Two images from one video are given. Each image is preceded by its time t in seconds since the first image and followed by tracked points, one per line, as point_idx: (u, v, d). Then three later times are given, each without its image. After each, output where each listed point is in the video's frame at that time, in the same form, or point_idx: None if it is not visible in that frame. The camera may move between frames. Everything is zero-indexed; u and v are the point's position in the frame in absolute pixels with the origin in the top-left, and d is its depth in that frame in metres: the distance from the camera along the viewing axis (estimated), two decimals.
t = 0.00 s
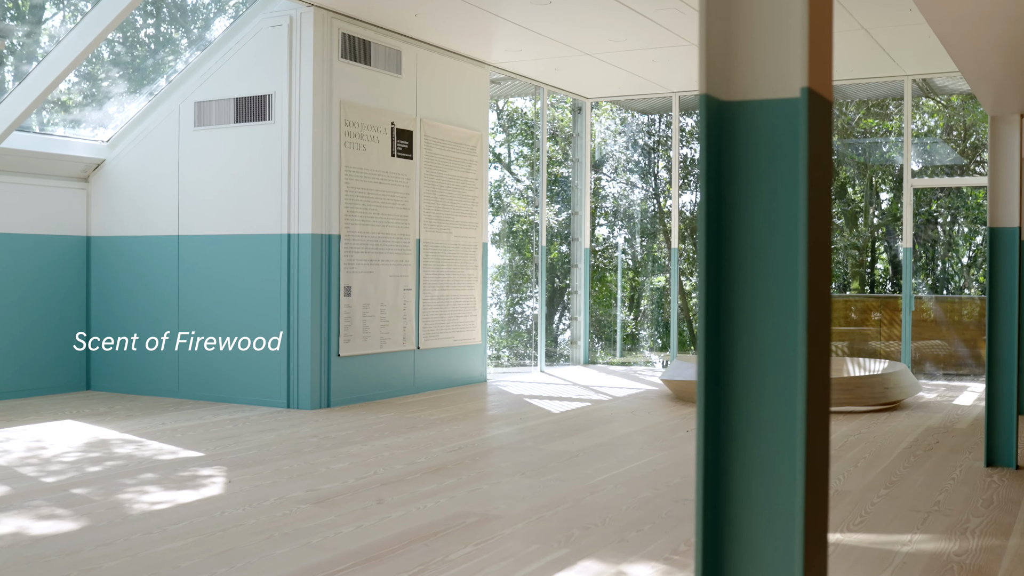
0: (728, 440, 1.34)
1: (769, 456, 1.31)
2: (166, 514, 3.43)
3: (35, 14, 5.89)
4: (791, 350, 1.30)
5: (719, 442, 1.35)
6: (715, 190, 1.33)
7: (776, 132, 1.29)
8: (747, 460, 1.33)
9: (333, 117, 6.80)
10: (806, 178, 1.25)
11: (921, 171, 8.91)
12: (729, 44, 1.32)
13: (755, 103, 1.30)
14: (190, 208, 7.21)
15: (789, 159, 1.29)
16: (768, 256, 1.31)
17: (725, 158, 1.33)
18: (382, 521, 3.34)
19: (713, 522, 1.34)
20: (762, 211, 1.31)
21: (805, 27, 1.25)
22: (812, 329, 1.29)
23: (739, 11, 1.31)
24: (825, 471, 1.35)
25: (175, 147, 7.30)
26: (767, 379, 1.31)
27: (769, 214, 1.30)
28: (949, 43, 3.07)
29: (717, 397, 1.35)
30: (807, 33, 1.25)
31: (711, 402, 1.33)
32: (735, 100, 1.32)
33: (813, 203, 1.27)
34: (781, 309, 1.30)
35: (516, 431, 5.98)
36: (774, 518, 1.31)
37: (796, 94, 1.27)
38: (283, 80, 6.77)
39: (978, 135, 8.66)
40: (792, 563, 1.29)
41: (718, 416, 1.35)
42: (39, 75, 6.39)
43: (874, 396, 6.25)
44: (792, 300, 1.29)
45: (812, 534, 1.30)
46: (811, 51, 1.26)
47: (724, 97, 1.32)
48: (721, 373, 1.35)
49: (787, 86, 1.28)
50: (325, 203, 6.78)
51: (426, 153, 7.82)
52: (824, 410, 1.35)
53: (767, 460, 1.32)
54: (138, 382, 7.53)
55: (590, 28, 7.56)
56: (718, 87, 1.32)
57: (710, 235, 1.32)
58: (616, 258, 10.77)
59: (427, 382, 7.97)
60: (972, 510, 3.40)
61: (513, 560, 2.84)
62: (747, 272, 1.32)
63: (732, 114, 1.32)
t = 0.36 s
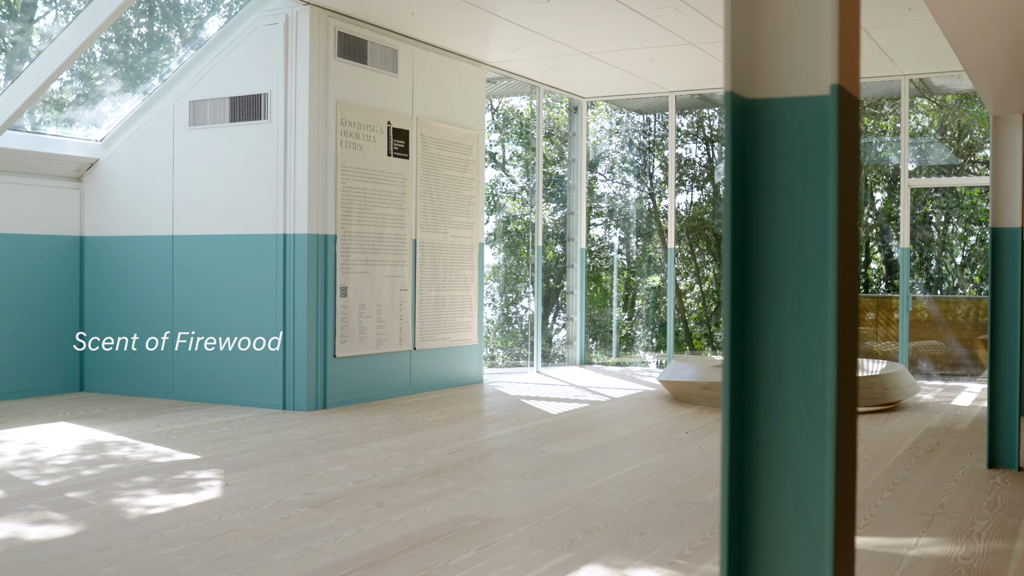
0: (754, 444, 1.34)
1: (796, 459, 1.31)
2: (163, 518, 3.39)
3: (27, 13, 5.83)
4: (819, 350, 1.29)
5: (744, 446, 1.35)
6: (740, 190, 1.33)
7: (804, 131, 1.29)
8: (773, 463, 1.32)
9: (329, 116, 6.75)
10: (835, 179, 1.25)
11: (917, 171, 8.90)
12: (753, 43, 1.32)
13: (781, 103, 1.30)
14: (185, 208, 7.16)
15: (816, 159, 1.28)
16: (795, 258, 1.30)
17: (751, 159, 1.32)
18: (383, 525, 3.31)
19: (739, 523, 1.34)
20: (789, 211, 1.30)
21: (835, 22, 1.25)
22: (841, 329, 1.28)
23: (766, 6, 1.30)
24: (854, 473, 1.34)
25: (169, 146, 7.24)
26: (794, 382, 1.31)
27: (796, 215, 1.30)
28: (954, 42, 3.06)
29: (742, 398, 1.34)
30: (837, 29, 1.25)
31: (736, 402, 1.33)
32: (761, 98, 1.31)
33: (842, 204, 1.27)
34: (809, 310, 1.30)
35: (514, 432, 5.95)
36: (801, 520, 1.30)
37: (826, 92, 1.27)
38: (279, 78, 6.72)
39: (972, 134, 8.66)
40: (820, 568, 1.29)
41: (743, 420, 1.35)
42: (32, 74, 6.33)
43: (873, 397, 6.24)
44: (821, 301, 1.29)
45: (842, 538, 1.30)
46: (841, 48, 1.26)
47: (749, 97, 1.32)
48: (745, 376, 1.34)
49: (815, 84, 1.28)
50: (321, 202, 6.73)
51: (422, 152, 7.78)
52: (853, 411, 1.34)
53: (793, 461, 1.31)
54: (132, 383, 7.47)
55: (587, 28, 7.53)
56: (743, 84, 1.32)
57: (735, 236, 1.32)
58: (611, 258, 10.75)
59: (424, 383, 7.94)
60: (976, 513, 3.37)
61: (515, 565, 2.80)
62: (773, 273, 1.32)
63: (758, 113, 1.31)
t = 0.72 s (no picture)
0: (782, 446, 1.33)
1: (827, 461, 1.30)
2: (160, 522, 3.34)
3: (19, 10, 5.76)
4: (850, 349, 1.29)
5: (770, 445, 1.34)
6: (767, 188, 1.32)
7: (833, 130, 1.28)
8: (803, 466, 1.32)
9: (325, 115, 6.71)
10: (868, 178, 1.24)
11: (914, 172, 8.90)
12: (782, 41, 1.31)
13: (810, 101, 1.29)
14: (179, 207, 7.09)
15: (847, 157, 1.28)
16: (826, 257, 1.30)
17: (778, 157, 1.32)
18: (383, 530, 3.28)
19: (766, 524, 1.34)
20: (818, 210, 1.30)
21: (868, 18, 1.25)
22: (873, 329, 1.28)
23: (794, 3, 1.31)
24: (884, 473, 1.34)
25: (163, 145, 7.18)
26: (823, 383, 1.31)
27: (825, 215, 1.29)
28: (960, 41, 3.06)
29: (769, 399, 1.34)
30: (870, 25, 1.25)
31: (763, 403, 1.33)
32: (788, 96, 1.31)
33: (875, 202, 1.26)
34: (839, 311, 1.29)
35: (511, 434, 5.92)
36: (831, 521, 1.30)
37: (858, 89, 1.26)
38: (274, 77, 6.68)
39: (966, 135, 8.68)
40: (853, 570, 1.28)
41: (771, 422, 1.34)
42: (25, 72, 6.27)
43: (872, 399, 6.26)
44: (852, 299, 1.28)
45: (874, 539, 1.30)
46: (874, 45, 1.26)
47: (776, 94, 1.31)
48: (773, 377, 1.34)
49: (848, 82, 1.27)
50: (317, 201, 6.69)
51: (418, 152, 7.74)
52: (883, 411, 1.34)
53: (823, 462, 1.31)
54: (126, 384, 7.41)
55: (582, 27, 7.51)
56: (772, 80, 1.31)
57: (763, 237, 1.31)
58: (606, 259, 10.72)
59: (420, 384, 7.90)
60: (980, 516, 3.35)
61: (519, 571, 2.77)
62: (801, 273, 1.31)
63: (786, 111, 1.31)
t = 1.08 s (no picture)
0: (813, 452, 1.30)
1: (860, 467, 1.28)
2: (156, 526, 3.30)
3: (6, 8, 5.69)
4: (885, 351, 1.26)
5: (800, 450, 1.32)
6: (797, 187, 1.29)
7: (866, 127, 1.25)
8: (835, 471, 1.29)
9: (318, 114, 6.67)
10: (903, 176, 1.22)
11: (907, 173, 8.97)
12: (811, 37, 1.28)
13: (841, 98, 1.26)
14: (171, 206, 7.03)
15: (881, 156, 1.25)
16: (858, 258, 1.27)
17: (807, 155, 1.28)
18: (382, 533, 3.24)
19: (797, 528, 1.31)
20: (850, 210, 1.27)
21: (903, 12, 1.22)
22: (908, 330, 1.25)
23: None
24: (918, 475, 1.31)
25: (155, 144, 7.11)
26: (857, 387, 1.28)
27: (858, 214, 1.26)
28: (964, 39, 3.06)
29: (799, 403, 1.31)
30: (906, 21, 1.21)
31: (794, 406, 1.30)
32: (819, 94, 1.28)
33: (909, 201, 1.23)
34: (873, 312, 1.26)
35: (507, 435, 5.89)
36: (866, 525, 1.27)
37: (893, 86, 1.23)
38: (267, 76, 6.62)
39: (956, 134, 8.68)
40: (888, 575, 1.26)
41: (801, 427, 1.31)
42: (14, 71, 6.19)
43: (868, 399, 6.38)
44: (885, 300, 1.26)
45: (909, 545, 1.27)
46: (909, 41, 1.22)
47: (805, 91, 1.28)
48: (803, 381, 1.31)
49: (882, 79, 1.24)
50: (311, 201, 6.64)
51: (411, 152, 7.70)
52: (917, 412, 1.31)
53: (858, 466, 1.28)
54: (116, 386, 7.33)
55: (576, 26, 7.48)
56: (803, 78, 1.28)
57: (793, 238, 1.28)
58: (598, 259, 10.71)
59: (413, 385, 7.86)
60: (982, 518, 3.33)
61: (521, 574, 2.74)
62: (832, 275, 1.28)
63: (815, 109, 1.28)
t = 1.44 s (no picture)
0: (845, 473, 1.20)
1: (897, 491, 1.18)
2: (149, 531, 3.24)
3: None
4: (923, 366, 1.16)
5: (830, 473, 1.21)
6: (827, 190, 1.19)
7: (902, 125, 1.16)
8: (869, 493, 1.19)
9: (309, 113, 6.62)
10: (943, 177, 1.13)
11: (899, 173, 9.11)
12: (844, 29, 1.18)
13: (875, 93, 1.17)
14: (160, 205, 6.95)
15: (918, 156, 1.16)
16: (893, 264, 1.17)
17: (839, 156, 1.19)
18: (379, 537, 3.20)
19: (826, 559, 1.21)
20: (884, 215, 1.17)
21: (941, 4, 1.13)
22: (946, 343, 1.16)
23: None
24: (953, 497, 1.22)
25: (143, 143, 7.04)
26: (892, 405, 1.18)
27: (893, 217, 1.17)
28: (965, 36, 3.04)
29: (830, 422, 1.21)
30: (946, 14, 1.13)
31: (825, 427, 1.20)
32: (851, 90, 1.18)
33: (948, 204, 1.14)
34: (909, 324, 1.17)
35: (500, 437, 5.85)
36: (903, 553, 1.17)
37: (932, 82, 1.14)
38: (257, 74, 6.56)
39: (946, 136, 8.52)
40: None
41: (832, 447, 1.21)
42: None
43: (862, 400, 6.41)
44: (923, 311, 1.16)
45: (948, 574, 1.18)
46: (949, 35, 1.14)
47: (837, 87, 1.18)
48: (833, 399, 1.21)
49: (919, 74, 1.15)
50: (301, 202, 6.59)
51: (402, 151, 7.65)
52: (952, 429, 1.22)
53: (894, 490, 1.18)
54: (105, 386, 7.24)
55: (568, 25, 7.46)
56: (834, 73, 1.19)
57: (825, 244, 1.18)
58: (588, 259, 10.68)
59: (404, 386, 7.82)
60: (982, 519, 3.32)
61: None
62: (866, 284, 1.18)
63: (848, 106, 1.18)
